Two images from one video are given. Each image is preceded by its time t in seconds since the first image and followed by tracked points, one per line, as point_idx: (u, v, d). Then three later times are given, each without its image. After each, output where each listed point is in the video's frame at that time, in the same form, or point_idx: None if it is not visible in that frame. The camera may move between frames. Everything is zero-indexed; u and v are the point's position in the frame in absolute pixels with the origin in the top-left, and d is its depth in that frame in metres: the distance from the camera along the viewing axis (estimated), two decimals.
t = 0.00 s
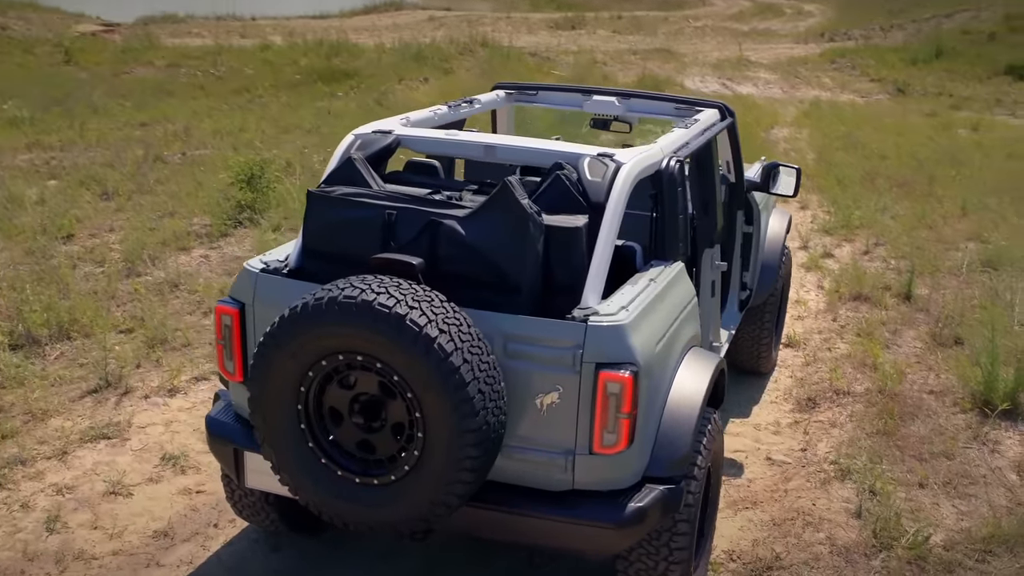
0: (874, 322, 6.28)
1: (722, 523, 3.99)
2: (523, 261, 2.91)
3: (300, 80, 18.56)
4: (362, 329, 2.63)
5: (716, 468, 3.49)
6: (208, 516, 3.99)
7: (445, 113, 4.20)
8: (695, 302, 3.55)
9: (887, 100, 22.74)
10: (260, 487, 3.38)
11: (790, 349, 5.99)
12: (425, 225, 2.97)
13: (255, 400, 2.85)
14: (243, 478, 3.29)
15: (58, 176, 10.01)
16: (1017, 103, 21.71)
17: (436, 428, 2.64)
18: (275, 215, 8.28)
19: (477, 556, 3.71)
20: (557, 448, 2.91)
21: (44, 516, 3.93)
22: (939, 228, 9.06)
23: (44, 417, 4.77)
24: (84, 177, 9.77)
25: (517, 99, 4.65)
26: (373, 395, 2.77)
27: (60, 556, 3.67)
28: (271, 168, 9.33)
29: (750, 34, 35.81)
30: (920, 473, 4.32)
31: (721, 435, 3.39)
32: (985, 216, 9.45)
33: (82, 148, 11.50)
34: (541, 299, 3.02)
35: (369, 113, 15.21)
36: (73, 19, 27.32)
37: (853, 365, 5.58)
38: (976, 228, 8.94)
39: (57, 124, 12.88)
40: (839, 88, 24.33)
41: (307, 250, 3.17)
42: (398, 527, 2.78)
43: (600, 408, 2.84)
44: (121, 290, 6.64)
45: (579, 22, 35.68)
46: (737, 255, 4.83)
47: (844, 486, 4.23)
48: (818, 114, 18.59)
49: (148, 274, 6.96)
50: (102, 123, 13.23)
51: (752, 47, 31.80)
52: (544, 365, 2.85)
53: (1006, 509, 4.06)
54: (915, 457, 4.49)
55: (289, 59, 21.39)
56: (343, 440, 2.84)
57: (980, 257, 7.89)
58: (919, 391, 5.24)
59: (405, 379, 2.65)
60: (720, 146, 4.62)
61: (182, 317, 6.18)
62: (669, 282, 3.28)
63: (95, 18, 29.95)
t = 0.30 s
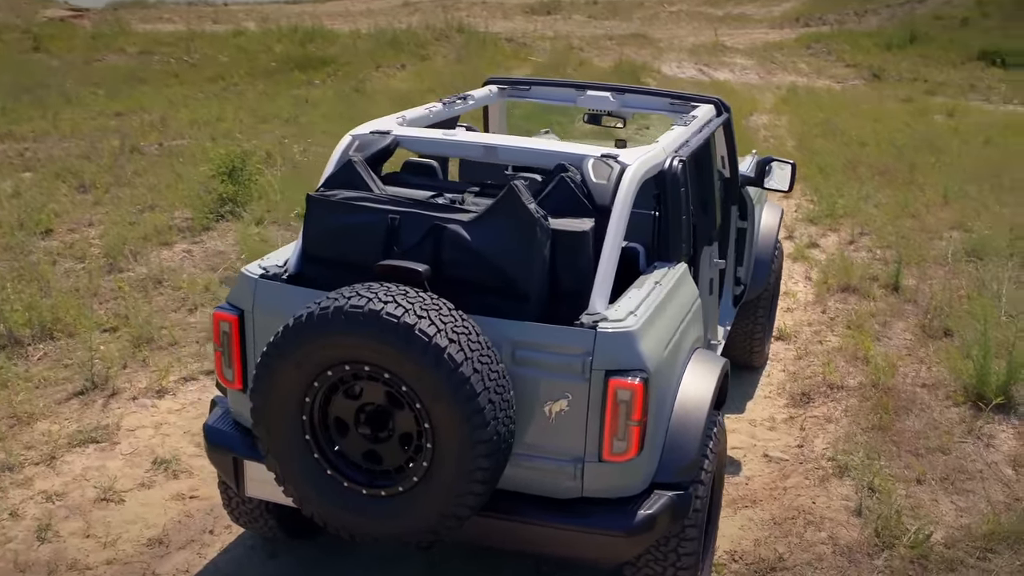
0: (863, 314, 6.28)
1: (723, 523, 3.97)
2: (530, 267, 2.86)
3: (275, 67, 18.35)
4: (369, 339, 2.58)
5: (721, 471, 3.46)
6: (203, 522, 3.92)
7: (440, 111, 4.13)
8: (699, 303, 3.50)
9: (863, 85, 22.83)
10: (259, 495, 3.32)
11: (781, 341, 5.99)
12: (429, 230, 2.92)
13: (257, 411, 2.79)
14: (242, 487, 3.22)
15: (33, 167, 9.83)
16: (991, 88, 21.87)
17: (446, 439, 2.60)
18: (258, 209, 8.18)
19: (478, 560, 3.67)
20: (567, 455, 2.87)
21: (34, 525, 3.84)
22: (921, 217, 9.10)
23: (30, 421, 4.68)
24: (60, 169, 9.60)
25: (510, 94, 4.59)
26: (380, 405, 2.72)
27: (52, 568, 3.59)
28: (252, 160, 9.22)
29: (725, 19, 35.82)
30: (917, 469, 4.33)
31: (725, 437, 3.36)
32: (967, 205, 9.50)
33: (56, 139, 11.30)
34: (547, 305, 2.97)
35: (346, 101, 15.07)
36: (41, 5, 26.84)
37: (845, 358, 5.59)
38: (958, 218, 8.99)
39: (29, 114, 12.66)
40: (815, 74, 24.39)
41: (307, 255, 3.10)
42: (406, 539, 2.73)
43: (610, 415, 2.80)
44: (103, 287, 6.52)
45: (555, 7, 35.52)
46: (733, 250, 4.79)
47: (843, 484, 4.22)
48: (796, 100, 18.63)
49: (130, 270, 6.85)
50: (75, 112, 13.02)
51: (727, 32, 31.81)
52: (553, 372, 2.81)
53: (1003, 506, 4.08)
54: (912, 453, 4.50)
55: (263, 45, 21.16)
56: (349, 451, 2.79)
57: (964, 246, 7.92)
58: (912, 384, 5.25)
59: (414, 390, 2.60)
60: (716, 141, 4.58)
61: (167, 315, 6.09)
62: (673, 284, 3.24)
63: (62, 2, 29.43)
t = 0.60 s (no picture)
0: (853, 306, 6.30)
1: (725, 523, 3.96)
2: (538, 273, 2.82)
3: (251, 56, 18.14)
4: (380, 350, 2.54)
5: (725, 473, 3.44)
6: (199, 530, 3.87)
7: (435, 109, 4.08)
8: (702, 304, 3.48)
9: (838, 72, 22.91)
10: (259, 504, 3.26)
11: (772, 334, 5.99)
12: (435, 236, 2.87)
13: (264, 425, 2.74)
14: (244, 498, 3.17)
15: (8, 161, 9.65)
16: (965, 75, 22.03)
17: (458, 451, 2.56)
18: (240, 203, 8.07)
19: (478, 563, 3.63)
20: (577, 463, 2.84)
21: (27, 535, 3.77)
22: (904, 207, 9.13)
23: (17, 426, 4.58)
24: (36, 163, 9.44)
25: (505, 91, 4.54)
26: (389, 416, 2.68)
27: None
28: (233, 153, 9.10)
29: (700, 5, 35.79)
30: (914, 465, 4.34)
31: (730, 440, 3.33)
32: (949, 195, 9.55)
33: (30, 132, 11.10)
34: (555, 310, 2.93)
35: (324, 90, 14.92)
36: None
37: (837, 352, 5.60)
38: (941, 207, 9.03)
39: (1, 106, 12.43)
40: (790, 60, 24.42)
41: (309, 262, 3.05)
42: (417, 551, 2.70)
43: (620, 423, 2.77)
44: (86, 286, 6.42)
45: None
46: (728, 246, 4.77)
47: (842, 481, 4.23)
48: (774, 87, 18.66)
49: (113, 268, 6.74)
50: (48, 104, 12.79)
51: (703, 18, 31.80)
52: (563, 380, 2.78)
53: (1001, 502, 4.10)
54: (908, 448, 4.51)
55: (237, 33, 20.91)
56: (357, 462, 2.75)
57: (949, 235, 7.95)
58: (904, 377, 5.27)
59: (424, 401, 2.56)
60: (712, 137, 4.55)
61: (153, 314, 5.99)
62: (679, 287, 3.21)
63: None
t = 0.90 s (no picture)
0: (841, 298, 6.31)
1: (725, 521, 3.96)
2: (547, 279, 2.79)
3: (225, 45, 17.92)
4: (392, 361, 2.50)
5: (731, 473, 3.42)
6: (198, 536, 3.82)
7: (431, 108, 4.03)
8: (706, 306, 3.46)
9: (813, 58, 22.99)
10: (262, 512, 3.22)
11: (762, 327, 6.00)
12: (442, 242, 2.83)
13: (271, 436, 2.70)
14: (248, 507, 3.13)
15: None
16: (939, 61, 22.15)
17: (473, 462, 2.53)
18: (222, 198, 7.98)
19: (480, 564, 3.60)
20: (588, 469, 2.82)
21: (22, 546, 3.70)
22: (887, 195, 9.17)
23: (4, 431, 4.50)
24: (11, 157, 9.27)
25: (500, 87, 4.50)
26: (400, 426, 2.64)
27: None
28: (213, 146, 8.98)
29: None
30: (911, 460, 4.36)
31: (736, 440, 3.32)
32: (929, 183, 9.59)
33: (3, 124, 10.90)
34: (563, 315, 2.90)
35: (301, 80, 14.77)
36: None
37: (828, 345, 5.62)
38: (923, 196, 9.06)
39: None
40: (765, 47, 24.45)
41: (312, 268, 3.01)
42: (429, 562, 2.67)
43: (632, 430, 2.75)
44: (69, 284, 6.31)
45: None
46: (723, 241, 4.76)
47: (840, 477, 4.24)
48: (751, 74, 18.68)
49: (95, 267, 6.64)
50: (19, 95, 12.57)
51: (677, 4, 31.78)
52: (574, 387, 2.75)
53: (998, 495, 4.13)
54: (904, 442, 4.53)
55: (210, 21, 20.66)
56: (367, 472, 2.71)
57: (932, 224, 7.98)
58: (895, 370, 5.29)
59: (437, 412, 2.52)
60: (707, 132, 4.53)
61: (139, 313, 5.91)
62: (685, 290, 3.19)
63: None
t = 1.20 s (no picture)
0: (829, 289, 6.34)
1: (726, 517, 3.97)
2: (557, 284, 2.77)
3: (197, 33, 17.69)
4: (406, 371, 2.47)
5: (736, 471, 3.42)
6: (197, 542, 3.78)
7: (428, 106, 4.00)
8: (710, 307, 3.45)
9: (787, 43, 23.08)
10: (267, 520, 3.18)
11: (752, 318, 6.01)
12: (450, 248, 2.81)
13: (282, 447, 2.66)
14: (254, 516, 3.09)
15: None
16: (911, 46, 22.30)
17: (488, 471, 2.51)
18: (204, 192, 7.89)
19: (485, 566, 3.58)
20: (600, 474, 2.81)
21: (18, 555, 3.64)
22: (868, 183, 9.22)
23: None
24: None
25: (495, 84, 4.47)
26: (412, 435, 2.62)
27: None
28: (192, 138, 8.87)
29: None
30: (906, 452, 4.39)
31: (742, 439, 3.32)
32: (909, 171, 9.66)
33: None
34: (573, 319, 2.89)
35: (276, 69, 14.62)
36: None
37: (818, 336, 5.64)
38: (904, 184, 9.12)
39: None
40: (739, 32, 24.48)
41: (316, 274, 2.97)
42: (443, 570, 2.65)
43: (645, 434, 2.74)
44: (51, 283, 6.21)
45: None
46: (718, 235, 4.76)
47: (837, 471, 4.26)
48: (727, 60, 18.71)
49: (77, 264, 6.54)
50: None
51: None
52: (586, 393, 2.74)
53: (992, 486, 4.17)
54: (898, 434, 4.56)
55: (181, 9, 20.38)
56: (378, 481, 2.69)
57: (914, 212, 8.03)
58: (886, 361, 5.33)
59: (452, 421, 2.50)
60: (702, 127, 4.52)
61: (124, 312, 5.83)
62: (691, 291, 3.18)
63: None
